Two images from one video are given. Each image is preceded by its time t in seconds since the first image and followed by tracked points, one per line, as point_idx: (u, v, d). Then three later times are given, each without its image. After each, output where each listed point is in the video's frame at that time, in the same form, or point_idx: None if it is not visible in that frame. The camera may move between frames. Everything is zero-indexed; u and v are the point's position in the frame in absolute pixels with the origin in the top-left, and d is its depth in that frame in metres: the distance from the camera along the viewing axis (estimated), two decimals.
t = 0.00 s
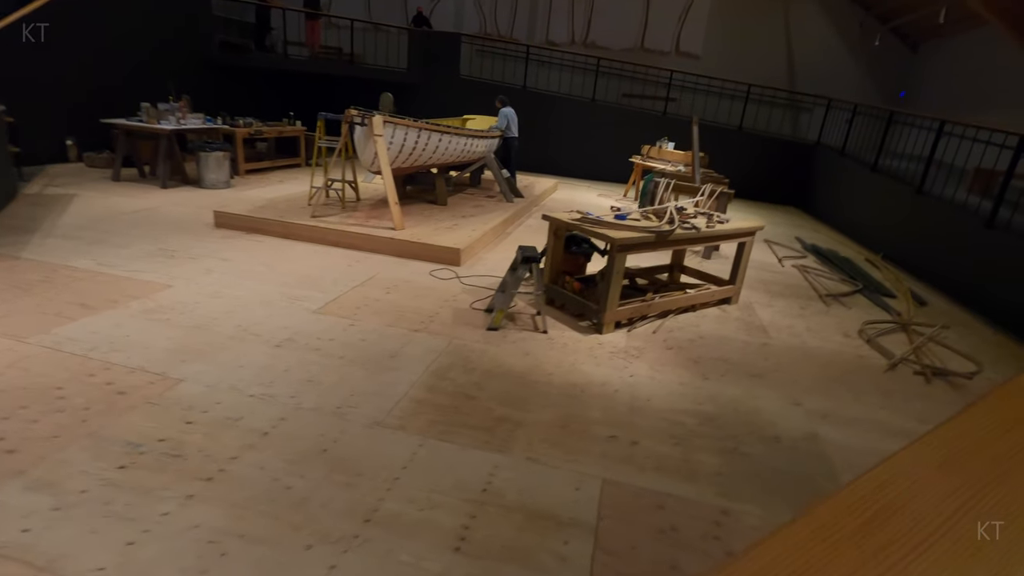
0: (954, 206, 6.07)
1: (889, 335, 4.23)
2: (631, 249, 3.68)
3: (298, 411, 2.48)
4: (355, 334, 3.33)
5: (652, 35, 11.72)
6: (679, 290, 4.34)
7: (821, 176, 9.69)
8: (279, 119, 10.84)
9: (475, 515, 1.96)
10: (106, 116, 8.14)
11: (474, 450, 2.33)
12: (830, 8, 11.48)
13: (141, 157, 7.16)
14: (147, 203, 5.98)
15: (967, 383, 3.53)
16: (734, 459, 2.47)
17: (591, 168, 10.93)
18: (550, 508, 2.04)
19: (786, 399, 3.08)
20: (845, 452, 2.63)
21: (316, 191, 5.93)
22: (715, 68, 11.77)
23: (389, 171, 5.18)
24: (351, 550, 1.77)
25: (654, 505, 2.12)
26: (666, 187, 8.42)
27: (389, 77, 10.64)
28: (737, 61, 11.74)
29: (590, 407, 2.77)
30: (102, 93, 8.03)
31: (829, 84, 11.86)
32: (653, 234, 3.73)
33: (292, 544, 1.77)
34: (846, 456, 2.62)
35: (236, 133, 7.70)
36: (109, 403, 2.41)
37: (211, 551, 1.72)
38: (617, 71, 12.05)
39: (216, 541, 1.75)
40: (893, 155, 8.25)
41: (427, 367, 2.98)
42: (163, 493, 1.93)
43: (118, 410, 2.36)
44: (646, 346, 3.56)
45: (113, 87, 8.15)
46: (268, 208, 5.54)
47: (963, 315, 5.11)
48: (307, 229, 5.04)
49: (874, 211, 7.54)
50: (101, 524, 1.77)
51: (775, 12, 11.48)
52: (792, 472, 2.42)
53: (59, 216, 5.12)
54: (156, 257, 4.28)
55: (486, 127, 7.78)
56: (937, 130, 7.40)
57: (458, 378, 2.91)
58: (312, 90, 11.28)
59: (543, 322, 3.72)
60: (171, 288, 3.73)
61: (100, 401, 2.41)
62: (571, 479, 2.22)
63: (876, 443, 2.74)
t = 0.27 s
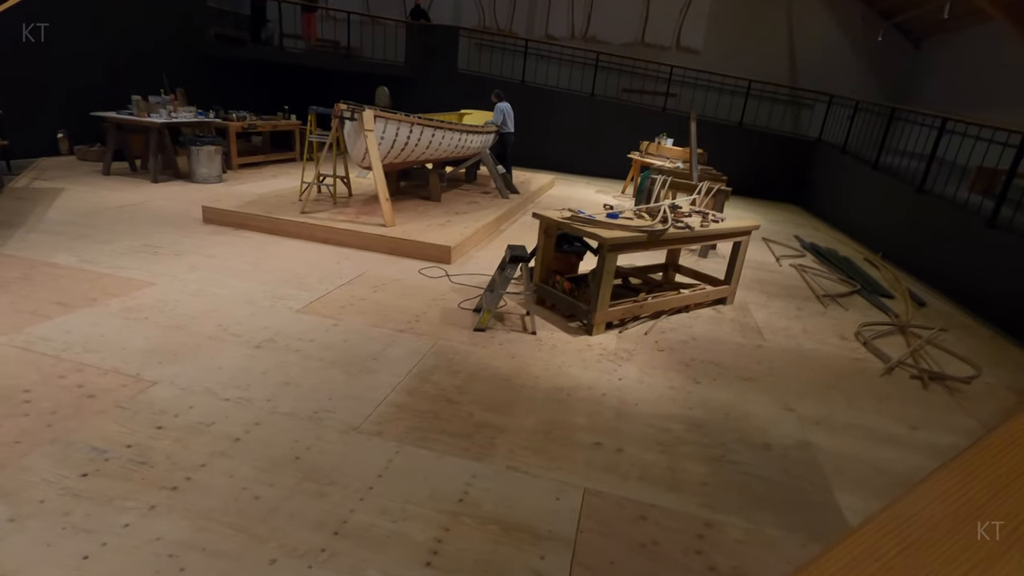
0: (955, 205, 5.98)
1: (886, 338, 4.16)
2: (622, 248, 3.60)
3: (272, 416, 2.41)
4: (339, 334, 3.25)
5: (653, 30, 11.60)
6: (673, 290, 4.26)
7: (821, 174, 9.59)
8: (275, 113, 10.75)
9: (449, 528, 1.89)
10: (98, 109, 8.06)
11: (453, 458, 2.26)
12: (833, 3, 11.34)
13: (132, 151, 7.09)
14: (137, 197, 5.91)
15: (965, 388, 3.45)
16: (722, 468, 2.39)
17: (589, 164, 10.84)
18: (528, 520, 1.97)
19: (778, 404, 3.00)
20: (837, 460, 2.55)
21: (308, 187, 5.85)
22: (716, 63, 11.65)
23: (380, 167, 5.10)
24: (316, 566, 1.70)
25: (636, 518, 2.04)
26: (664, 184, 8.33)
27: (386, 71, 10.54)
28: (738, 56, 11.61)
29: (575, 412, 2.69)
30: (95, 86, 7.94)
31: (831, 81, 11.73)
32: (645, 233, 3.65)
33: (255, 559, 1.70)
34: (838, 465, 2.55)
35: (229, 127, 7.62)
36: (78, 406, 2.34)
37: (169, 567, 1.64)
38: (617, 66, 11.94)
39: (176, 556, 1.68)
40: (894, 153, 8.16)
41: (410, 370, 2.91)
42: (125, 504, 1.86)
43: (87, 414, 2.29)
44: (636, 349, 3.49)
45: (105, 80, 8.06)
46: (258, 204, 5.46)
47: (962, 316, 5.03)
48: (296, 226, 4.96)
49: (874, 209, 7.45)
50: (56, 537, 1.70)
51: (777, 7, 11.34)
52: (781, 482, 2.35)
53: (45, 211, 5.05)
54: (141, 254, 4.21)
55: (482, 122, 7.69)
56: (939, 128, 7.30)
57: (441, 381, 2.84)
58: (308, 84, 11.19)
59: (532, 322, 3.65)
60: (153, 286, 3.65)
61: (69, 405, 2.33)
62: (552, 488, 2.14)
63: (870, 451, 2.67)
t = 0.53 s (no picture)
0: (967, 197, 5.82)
1: (893, 334, 4.04)
2: (618, 244, 3.51)
3: (255, 417, 2.36)
4: (329, 333, 3.21)
5: (659, 22, 11.44)
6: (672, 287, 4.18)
7: (831, 167, 9.42)
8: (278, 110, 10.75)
9: (428, 534, 1.84)
10: (101, 109, 8.09)
11: (437, 461, 2.20)
12: None
13: (134, 150, 7.10)
14: (137, 196, 5.91)
15: (974, 386, 3.34)
16: (716, 471, 2.32)
17: (594, 159, 10.74)
18: (510, 526, 1.91)
19: (777, 404, 2.92)
20: (837, 462, 2.46)
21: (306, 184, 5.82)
22: (723, 55, 11.47)
23: (376, 163, 5.05)
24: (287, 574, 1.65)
25: (623, 523, 1.97)
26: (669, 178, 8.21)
27: (389, 67, 10.48)
28: (746, 48, 11.42)
29: (566, 412, 2.63)
30: (97, 86, 7.97)
31: (841, 71, 11.50)
32: (642, 228, 3.56)
33: (225, 567, 1.66)
34: (837, 467, 2.46)
35: (231, 126, 7.62)
36: (60, 408, 2.31)
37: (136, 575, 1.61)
38: (623, 59, 11.80)
39: (144, 563, 1.64)
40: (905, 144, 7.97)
41: (398, 370, 2.85)
42: (97, 509, 1.82)
43: (67, 415, 2.26)
44: (633, 346, 3.41)
45: (108, 80, 8.08)
46: (256, 202, 5.44)
47: (974, 311, 4.90)
48: (293, 223, 4.93)
49: (884, 202, 7.29)
50: (25, 543, 1.67)
51: None
52: (777, 485, 2.27)
53: (45, 211, 5.06)
54: (136, 253, 4.20)
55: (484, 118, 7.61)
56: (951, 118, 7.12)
57: (430, 381, 2.78)
58: (312, 82, 11.17)
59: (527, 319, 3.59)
60: (146, 285, 3.63)
61: (50, 406, 2.31)
62: (536, 492, 2.08)
63: (871, 452, 2.58)
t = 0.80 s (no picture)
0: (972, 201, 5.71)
1: (890, 342, 3.96)
2: (607, 248, 3.46)
3: (228, 422, 2.34)
4: (313, 336, 3.19)
5: (664, 24, 11.36)
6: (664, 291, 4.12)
7: (836, 170, 9.30)
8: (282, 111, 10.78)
9: (391, 545, 1.80)
10: (104, 109, 8.13)
11: (408, 469, 2.16)
12: None
13: (135, 150, 7.13)
14: (135, 197, 5.93)
15: (970, 396, 3.26)
16: (694, 482, 2.26)
17: (597, 161, 10.68)
18: (476, 537, 1.87)
19: (764, 413, 2.86)
20: (821, 474, 2.40)
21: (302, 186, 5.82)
22: (729, 57, 11.38)
23: (370, 165, 5.03)
24: None
25: (593, 536, 1.93)
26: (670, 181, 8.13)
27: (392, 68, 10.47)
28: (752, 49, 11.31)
29: (545, 420, 2.58)
30: (100, 87, 8.02)
31: (849, 73, 11.36)
32: (631, 232, 3.51)
33: None
34: (821, 479, 2.40)
35: (231, 127, 7.63)
36: (33, 410, 2.30)
37: None
38: (628, 61, 11.73)
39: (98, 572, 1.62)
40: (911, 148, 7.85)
41: (378, 375, 2.82)
42: (57, 514, 1.80)
43: (39, 418, 2.25)
44: (620, 352, 3.36)
45: (110, 80, 8.12)
46: (251, 203, 5.44)
47: (976, 318, 4.79)
48: (286, 225, 4.92)
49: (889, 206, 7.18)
50: None
51: None
52: (756, 498, 2.21)
53: (41, 212, 5.08)
54: (128, 254, 4.20)
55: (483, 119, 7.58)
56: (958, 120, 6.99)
57: (409, 386, 2.75)
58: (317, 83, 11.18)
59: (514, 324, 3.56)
60: (133, 286, 3.63)
61: (23, 408, 2.30)
62: (507, 503, 2.04)
63: (858, 465, 2.51)
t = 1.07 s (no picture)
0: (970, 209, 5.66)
1: (883, 351, 3.92)
2: (594, 256, 3.44)
3: (204, 432, 2.32)
4: (297, 344, 3.17)
5: (664, 28, 11.34)
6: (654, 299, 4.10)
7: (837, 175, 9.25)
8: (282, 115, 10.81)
9: (359, 561, 1.78)
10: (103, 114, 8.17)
11: (382, 481, 2.14)
12: None
13: (133, 155, 7.16)
14: (130, 202, 5.94)
15: (961, 407, 3.22)
16: (673, 497, 2.23)
17: (596, 165, 10.65)
18: (447, 553, 1.84)
19: (750, 425, 2.82)
20: (804, 488, 2.36)
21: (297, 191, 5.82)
22: (729, 62, 11.34)
23: (362, 171, 5.02)
24: None
25: (567, 553, 1.90)
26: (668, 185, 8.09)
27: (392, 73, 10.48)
28: (752, 54, 11.28)
29: (525, 431, 2.55)
30: (99, 92, 8.06)
31: (850, 78, 11.32)
32: (619, 241, 3.48)
33: None
34: (805, 493, 2.36)
35: (229, 132, 7.65)
36: (8, 419, 2.29)
37: None
38: (628, 66, 11.71)
39: None
40: (911, 153, 7.80)
41: (359, 384, 2.80)
42: (23, 528, 1.78)
43: (13, 428, 2.23)
44: (607, 361, 3.33)
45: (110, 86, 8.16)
46: (245, 208, 5.44)
47: (973, 327, 4.74)
48: (278, 230, 4.91)
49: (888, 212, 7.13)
50: None
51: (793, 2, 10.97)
52: (736, 513, 2.18)
53: (35, 216, 5.10)
54: (118, 259, 4.20)
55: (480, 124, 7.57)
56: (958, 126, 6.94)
57: (390, 396, 2.72)
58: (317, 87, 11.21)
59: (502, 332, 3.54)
60: (120, 292, 3.63)
61: None
62: (480, 518, 2.01)
63: (843, 479, 2.47)
